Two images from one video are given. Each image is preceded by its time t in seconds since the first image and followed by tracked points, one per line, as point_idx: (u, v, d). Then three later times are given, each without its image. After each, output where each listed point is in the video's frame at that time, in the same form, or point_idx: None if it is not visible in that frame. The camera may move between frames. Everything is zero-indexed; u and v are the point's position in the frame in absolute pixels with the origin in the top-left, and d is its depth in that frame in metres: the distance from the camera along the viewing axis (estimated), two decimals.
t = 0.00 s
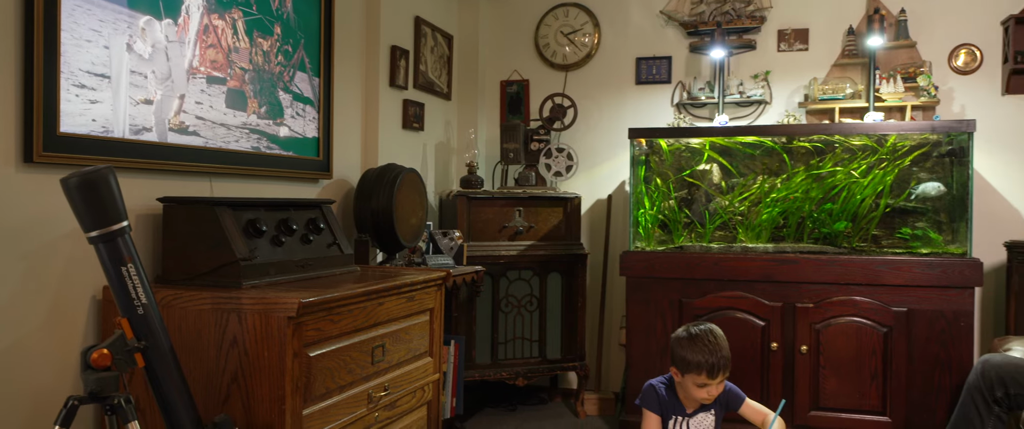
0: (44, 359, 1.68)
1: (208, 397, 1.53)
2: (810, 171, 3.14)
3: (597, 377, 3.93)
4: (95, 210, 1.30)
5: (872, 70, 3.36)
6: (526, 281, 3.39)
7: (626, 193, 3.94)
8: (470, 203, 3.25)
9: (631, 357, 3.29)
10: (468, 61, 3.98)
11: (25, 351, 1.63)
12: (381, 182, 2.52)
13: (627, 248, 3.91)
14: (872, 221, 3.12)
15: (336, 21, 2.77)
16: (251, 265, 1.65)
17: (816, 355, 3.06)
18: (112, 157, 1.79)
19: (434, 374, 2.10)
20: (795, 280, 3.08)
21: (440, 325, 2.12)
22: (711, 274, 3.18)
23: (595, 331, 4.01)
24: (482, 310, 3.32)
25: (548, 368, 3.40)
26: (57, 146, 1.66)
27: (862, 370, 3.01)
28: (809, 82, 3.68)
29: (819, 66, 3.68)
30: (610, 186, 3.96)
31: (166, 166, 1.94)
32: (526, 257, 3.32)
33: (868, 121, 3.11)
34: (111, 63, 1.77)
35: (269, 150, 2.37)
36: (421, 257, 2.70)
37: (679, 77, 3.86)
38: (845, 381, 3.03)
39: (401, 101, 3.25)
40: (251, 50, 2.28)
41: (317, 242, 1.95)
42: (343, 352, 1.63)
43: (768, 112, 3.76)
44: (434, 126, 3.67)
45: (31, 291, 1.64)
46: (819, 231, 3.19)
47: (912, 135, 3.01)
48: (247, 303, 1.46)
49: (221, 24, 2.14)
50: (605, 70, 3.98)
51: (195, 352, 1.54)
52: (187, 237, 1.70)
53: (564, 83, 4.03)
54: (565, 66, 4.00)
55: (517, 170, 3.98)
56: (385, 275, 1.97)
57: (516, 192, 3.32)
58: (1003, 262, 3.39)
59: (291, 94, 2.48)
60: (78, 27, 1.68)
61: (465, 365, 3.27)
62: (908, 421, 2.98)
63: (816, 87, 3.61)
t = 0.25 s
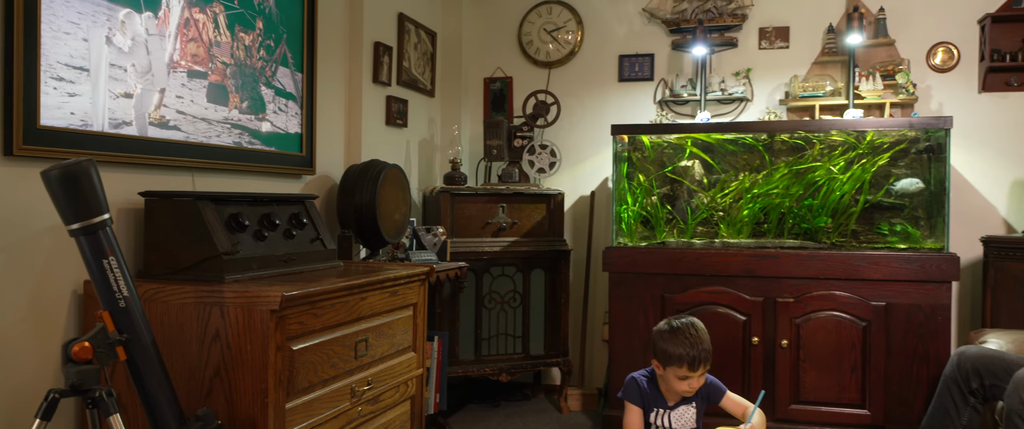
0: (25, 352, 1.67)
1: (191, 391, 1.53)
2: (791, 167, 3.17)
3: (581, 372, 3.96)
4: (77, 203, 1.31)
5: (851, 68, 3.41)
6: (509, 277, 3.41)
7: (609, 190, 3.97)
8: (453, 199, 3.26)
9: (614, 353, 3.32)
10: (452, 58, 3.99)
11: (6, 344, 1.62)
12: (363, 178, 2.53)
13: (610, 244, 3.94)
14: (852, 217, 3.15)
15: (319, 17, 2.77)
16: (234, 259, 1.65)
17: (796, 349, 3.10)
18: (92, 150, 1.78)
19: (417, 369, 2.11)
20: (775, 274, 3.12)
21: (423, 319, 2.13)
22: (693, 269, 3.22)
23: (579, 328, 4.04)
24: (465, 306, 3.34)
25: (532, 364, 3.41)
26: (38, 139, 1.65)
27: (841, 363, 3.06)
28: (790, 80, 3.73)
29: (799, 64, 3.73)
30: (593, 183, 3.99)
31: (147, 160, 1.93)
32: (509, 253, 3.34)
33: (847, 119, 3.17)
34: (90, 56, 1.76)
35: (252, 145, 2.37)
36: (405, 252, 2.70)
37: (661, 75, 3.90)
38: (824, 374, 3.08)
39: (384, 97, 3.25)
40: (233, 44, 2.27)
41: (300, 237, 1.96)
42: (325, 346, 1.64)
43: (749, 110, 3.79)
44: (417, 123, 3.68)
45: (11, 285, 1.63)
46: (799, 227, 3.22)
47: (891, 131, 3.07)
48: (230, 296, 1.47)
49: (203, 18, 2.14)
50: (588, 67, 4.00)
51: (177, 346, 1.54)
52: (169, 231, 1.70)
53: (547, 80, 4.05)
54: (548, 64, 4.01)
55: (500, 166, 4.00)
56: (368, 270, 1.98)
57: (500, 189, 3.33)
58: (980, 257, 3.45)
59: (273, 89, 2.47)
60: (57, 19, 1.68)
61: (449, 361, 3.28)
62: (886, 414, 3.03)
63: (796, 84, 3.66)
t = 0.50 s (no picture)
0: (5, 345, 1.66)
1: (174, 385, 1.53)
2: (773, 162, 3.21)
3: (564, 368, 3.98)
4: (58, 194, 1.32)
5: (832, 65, 3.44)
6: (493, 274, 3.43)
7: (592, 186, 4.00)
8: (437, 196, 3.28)
9: (597, 348, 3.35)
10: (436, 56, 4.01)
11: None
12: (347, 174, 2.53)
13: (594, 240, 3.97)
14: (832, 212, 3.20)
15: (303, 14, 2.77)
16: (217, 253, 1.65)
17: (778, 344, 3.15)
18: (73, 143, 1.77)
19: (401, 364, 2.11)
20: (757, 270, 3.16)
21: (407, 314, 2.14)
22: (675, 265, 3.25)
23: (562, 325, 4.06)
24: (449, 302, 3.35)
25: (516, 360, 3.42)
26: (19, 131, 1.64)
27: (823, 357, 3.10)
28: (771, 77, 3.77)
29: (781, 61, 3.77)
30: (576, 178, 4.02)
31: (129, 154, 1.93)
32: (493, 250, 3.35)
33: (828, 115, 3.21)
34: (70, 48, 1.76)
35: (234, 140, 2.36)
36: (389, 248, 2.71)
37: (644, 72, 3.93)
38: (805, 368, 3.12)
39: (368, 93, 3.25)
40: (215, 39, 2.26)
41: (284, 232, 1.96)
42: (309, 340, 1.65)
43: (732, 107, 3.84)
44: (401, 120, 3.68)
45: None
46: (780, 222, 3.26)
47: (871, 128, 3.11)
48: (212, 290, 1.47)
49: (185, 12, 2.13)
50: (572, 64, 4.02)
51: (160, 340, 1.54)
52: (151, 225, 1.70)
53: (531, 77, 4.07)
54: (533, 61, 4.03)
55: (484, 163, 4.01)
56: (352, 265, 1.99)
57: (484, 185, 3.35)
58: (957, 253, 3.51)
59: (256, 85, 2.47)
60: (36, 11, 1.67)
61: (433, 357, 3.29)
62: (866, 407, 3.08)
63: (778, 81, 3.69)
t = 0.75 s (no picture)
0: None
1: (155, 379, 1.53)
2: (753, 158, 3.27)
3: (547, 364, 4.01)
4: (39, 187, 1.31)
5: (812, 62, 3.48)
6: (476, 270, 3.44)
7: (575, 183, 4.02)
8: (420, 192, 3.28)
9: (580, 343, 3.37)
10: (419, 53, 4.01)
11: None
12: (330, 170, 2.54)
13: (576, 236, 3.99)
14: (812, 208, 3.25)
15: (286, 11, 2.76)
16: (199, 248, 1.65)
17: (759, 338, 3.18)
18: (52, 137, 1.76)
19: (384, 360, 2.12)
20: (738, 265, 3.20)
21: (390, 310, 2.15)
22: (657, 260, 3.28)
23: (546, 321, 4.08)
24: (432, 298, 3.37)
25: (499, 356, 3.44)
26: None
27: (803, 351, 3.14)
28: (752, 75, 3.81)
29: (762, 59, 3.82)
30: (559, 175, 4.04)
31: (109, 148, 1.92)
32: (476, 246, 3.36)
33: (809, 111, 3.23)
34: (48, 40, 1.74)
35: (216, 135, 2.35)
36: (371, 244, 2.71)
37: (627, 70, 3.96)
38: (786, 362, 3.16)
39: (351, 90, 3.25)
40: (197, 33, 2.25)
41: (266, 227, 1.96)
42: (291, 335, 1.65)
43: (713, 104, 3.88)
44: (385, 117, 3.68)
45: None
46: (761, 218, 3.32)
47: (850, 124, 3.14)
48: (194, 284, 1.47)
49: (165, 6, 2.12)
50: (555, 62, 4.04)
51: (142, 335, 1.54)
52: (133, 219, 1.69)
53: (514, 74, 4.08)
54: (516, 58, 4.05)
55: (467, 160, 4.02)
56: (336, 260, 2.00)
57: (467, 181, 3.36)
58: (933, 247, 3.58)
59: (238, 80, 2.46)
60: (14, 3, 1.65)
61: (417, 354, 3.29)
62: (845, 401, 3.12)
63: (759, 79, 3.72)
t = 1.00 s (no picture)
0: None
1: (135, 374, 1.53)
2: (733, 155, 3.31)
3: (529, 360, 4.03)
4: (17, 180, 1.31)
5: (789, 61, 3.54)
6: (458, 266, 3.45)
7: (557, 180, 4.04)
8: (403, 188, 3.29)
9: (561, 339, 3.40)
10: (401, 50, 4.01)
11: None
12: (311, 166, 2.54)
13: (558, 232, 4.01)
14: (791, 204, 3.30)
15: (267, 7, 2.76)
16: (180, 243, 1.64)
17: (738, 333, 3.23)
18: (30, 131, 1.75)
19: (366, 355, 2.13)
20: (718, 260, 3.23)
21: (372, 305, 2.16)
22: (638, 256, 3.31)
23: (528, 318, 4.11)
24: (414, 294, 3.37)
25: (481, 353, 3.45)
26: None
27: (782, 346, 3.19)
28: (732, 73, 3.86)
29: (741, 57, 3.86)
30: (541, 172, 4.06)
31: (87, 143, 1.91)
32: (458, 243, 3.38)
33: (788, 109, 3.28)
34: (24, 33, 1.73)
35: (196, 130, 2.35)
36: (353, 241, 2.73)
37: (608, 67, 3.99)
38: (765, 357, 3.20)
39: (333, 86, 3.25)
40: (176, 27, 2.24)
41: (247, 222, 1.96)
42: (273, 329, 1.66)
43: (694, 101, 3.92)
44: (366, 113, 3.68)
45: None
46: (741, 214, 3.36)
47: (829, 122, 3.20)
48: (175, 278, 1.48)
49: None
50: (537, 59, 4.06)
51: (122, 329, 1.53)
52: (112, 214, 1.69)
53: (496, 72, 4.09)
54: (498, 55, 4.06)
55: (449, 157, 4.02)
56: (317, 255, 2.00)
57: (449, 178, 3.37)
58: (908, 243, 3.64)
59: (218, 75, 2.45)
60: None
61: (399, 350, 3.30)
62: (823, 395, 3.17)
63: (739, 77, 3.76)
